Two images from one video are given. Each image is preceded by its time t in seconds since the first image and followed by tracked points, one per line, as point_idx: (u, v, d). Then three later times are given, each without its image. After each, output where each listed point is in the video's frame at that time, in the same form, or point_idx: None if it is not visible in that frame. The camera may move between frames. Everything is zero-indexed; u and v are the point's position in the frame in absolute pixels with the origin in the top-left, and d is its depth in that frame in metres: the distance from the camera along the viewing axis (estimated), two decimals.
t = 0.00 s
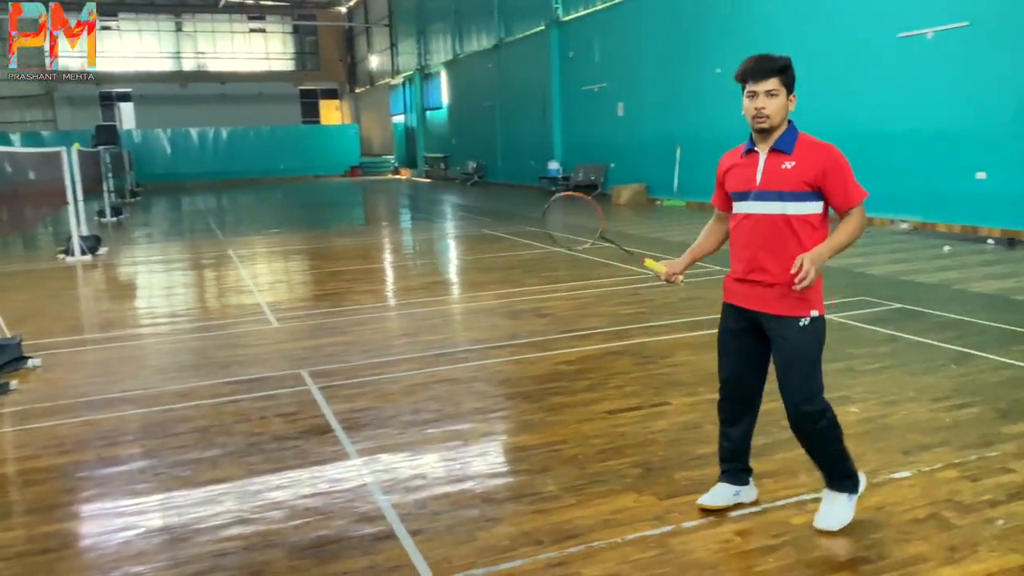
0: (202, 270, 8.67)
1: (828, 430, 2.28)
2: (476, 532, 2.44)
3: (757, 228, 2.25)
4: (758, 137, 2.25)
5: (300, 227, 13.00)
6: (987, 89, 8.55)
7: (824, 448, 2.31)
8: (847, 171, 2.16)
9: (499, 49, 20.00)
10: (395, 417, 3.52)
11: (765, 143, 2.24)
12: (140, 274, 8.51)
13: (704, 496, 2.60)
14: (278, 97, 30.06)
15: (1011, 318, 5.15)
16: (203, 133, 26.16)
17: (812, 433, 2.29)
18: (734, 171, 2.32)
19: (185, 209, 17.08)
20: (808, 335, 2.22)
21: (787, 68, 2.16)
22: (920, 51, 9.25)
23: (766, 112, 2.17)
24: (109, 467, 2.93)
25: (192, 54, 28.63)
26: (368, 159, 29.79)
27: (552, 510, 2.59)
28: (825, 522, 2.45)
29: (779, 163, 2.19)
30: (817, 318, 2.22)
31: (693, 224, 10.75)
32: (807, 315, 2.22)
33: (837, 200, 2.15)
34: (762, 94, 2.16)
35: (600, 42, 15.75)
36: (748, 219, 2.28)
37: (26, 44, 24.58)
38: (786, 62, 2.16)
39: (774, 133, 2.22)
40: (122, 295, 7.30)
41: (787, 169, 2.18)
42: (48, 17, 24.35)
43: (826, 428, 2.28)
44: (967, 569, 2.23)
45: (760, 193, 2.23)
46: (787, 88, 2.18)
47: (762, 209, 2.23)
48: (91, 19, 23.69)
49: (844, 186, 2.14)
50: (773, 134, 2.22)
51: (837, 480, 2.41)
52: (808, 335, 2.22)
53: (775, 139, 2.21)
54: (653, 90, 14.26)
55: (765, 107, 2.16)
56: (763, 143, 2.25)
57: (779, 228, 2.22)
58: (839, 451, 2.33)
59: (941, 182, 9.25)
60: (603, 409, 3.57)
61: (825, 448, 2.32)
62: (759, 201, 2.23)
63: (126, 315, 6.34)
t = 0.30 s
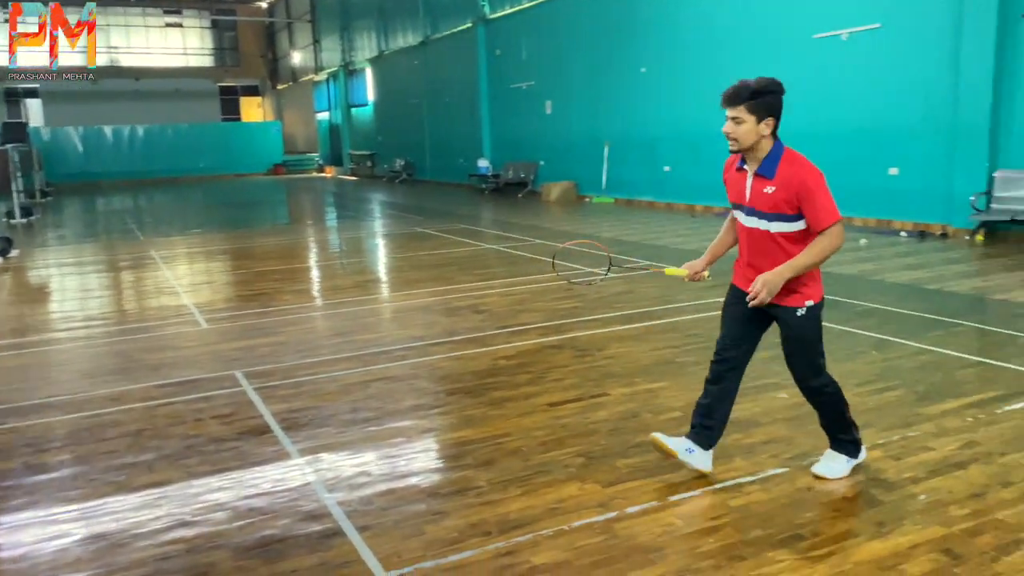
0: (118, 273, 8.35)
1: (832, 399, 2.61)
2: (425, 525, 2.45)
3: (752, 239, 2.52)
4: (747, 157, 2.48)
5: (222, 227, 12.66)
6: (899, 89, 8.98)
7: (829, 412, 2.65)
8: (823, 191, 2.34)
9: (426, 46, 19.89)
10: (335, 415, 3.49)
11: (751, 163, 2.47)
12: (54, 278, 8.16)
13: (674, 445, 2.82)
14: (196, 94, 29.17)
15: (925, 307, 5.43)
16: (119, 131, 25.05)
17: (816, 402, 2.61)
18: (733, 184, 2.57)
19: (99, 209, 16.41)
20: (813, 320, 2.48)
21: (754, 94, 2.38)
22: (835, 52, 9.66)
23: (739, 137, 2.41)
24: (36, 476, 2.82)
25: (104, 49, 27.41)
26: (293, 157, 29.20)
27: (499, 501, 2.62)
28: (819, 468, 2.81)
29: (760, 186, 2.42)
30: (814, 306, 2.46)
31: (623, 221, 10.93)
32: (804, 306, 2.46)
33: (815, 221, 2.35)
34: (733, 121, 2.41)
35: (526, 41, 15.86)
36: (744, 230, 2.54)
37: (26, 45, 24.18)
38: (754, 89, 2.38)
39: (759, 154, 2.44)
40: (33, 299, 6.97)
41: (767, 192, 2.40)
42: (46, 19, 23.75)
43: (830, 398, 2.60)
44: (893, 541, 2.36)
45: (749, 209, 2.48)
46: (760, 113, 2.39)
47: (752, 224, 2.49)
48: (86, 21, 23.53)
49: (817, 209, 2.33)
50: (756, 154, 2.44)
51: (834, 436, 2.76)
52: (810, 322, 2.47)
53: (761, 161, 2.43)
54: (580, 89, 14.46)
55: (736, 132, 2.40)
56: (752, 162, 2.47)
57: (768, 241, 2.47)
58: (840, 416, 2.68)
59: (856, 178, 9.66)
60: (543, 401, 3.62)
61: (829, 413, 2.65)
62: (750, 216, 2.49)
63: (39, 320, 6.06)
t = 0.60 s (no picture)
0: (37, 275, 8.04)
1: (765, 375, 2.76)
2: (378, 517, 2.46)
3: (699, 213, 2.78)
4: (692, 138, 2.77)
5: (148, 226, 12.32)
6: (825, 87, 9.32)
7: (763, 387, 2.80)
8: (757, 162, 2.58)
9: (359, 42, 19.68)
10: (280, 413, 3.45)
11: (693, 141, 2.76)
12: None
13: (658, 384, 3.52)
14: (118, 89, 28.41)
15: (851, 297, 5.66)
16: (33, 128, 24.47)
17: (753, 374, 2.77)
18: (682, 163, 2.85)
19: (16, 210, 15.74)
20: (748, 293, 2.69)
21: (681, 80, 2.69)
22: (762, 51, 9.97)
23: (676, 119, 2.74)
24: None
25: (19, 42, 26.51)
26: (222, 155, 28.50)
27: (450, 492, 2.65)
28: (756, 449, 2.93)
29: (700, 160, 2.69)
30: (751, 282, 2.68)
31: (560, 218, 11.06)
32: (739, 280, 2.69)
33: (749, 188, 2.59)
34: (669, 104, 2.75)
35: (460, 38, 15.86)
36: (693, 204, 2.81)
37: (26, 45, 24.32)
38: (680, 76, 2.70)
39: (697, 133, 2.72)
40: None
41: (706, 165, 2.67)
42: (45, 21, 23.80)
43: (769, 373, 2.74)
44: (830, 517, 2.48)
45: (694, 184, 2.75)
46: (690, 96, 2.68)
47: (698, 197, 2.75)
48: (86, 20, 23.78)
49: (748, 177, 2.58)
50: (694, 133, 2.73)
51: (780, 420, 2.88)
52: (745, 297, 2.69)
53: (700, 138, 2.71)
54: (515, 86, 14.54)
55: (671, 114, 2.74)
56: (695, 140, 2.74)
57: (711, 213, 2.73)
58: (778, 395, 2.80)
59: (785, 174, 9.98)
60: (490, 395, 3.66)
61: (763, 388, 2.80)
62: (695, 190, 2.76)
63: None
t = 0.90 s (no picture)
0: None
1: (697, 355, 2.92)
2: (334, 512, 2.48)
3: (615, 228, 3.00)
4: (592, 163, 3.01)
5: (85, 225, 11.96)
6: (763, 86, 9.57)
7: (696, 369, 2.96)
8: (646, 166, 2.82)
9: (300, 37, 19.44)
10: (230, 412, 3.43)
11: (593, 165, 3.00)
12: None
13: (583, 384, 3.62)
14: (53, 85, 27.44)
15: (791, 290, 5.85)
16: None
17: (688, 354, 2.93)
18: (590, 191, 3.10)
19: None
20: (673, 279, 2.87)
21: (568, 115, 2.94)
22: (703, 50, 10.18)
23: (575, 151, 2.99)
24: None
25: None
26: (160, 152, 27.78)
27: (405, 485, 2.68)
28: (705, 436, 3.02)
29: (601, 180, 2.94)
30: (675, 270, 2.87)
31: (506, 214, 11.13)
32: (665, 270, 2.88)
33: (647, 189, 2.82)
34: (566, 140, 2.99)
35: (405, 34, 15.79)
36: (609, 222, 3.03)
37: (26, 43, 24.87)
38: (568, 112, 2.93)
39: (594, 158, 2.97)
40: None
41: (607, 182, 2.92)
42: (47, 18, 24.24)
43: (702, 352, 2.91)
44: (772, 500, 2.59)
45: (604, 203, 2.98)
46: (580, 126, 2.92)
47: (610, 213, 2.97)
48: (89, 20, 23.87)
49: (641, 180, 2.81)
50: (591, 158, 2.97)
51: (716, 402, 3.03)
52: (672, 282, 2.87)
53: (597, 162, 2.96)
54: (460, 83, 14.55)
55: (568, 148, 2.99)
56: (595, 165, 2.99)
57: (625, 223, 2.94)
58: (713, 375, 2.95)
59: (726, 171, 10.21)
60: (443, 389, 3.69)
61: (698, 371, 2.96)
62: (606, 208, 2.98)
63: None
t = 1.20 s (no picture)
0: None
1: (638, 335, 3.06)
2: (287, 506, 2.50)
3: (554, 213, 3.10)
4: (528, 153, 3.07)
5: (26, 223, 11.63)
6: (712, 88, 9.77)
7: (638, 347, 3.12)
8: (584, 149, 2.95)
9: (252, 33, 19.16)
10: (181, 410, 3.42)
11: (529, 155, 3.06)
12: None
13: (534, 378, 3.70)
14: None
15: (738, 287, 6.01)
16: None
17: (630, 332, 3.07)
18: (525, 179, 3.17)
19: None
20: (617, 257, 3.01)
21: (506, 107, 2.95)
22: (653, 53, 10.34)
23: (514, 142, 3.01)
24: None
25: None
26: (106, 148, 27.09)
27: (358, 479, 2.71)
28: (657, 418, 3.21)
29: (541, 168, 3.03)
30: (619, 250, 3.01)
31: (461, 213, 11.17)
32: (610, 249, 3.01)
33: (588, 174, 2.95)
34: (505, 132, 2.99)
35: (358, 32, 15.70)
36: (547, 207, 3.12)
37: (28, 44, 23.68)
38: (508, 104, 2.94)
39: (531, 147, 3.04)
40: None
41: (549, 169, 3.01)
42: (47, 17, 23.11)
43: (643, 330, 3.05)
44: (715, 488, 2.69)
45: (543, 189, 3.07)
46: (518, 118, 2.96)
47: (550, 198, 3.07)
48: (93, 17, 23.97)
49: (583, 166, 2.93)
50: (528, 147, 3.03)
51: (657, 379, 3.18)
52: (616, 262, 3.01)
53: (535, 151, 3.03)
54: (414, 82, 14.52)
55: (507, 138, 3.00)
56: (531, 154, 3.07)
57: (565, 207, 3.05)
58: (653, 350, 3.11)
59: (676, 170, 10.39)
60: (396, 386, 3.73)
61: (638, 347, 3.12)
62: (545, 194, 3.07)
63: None
